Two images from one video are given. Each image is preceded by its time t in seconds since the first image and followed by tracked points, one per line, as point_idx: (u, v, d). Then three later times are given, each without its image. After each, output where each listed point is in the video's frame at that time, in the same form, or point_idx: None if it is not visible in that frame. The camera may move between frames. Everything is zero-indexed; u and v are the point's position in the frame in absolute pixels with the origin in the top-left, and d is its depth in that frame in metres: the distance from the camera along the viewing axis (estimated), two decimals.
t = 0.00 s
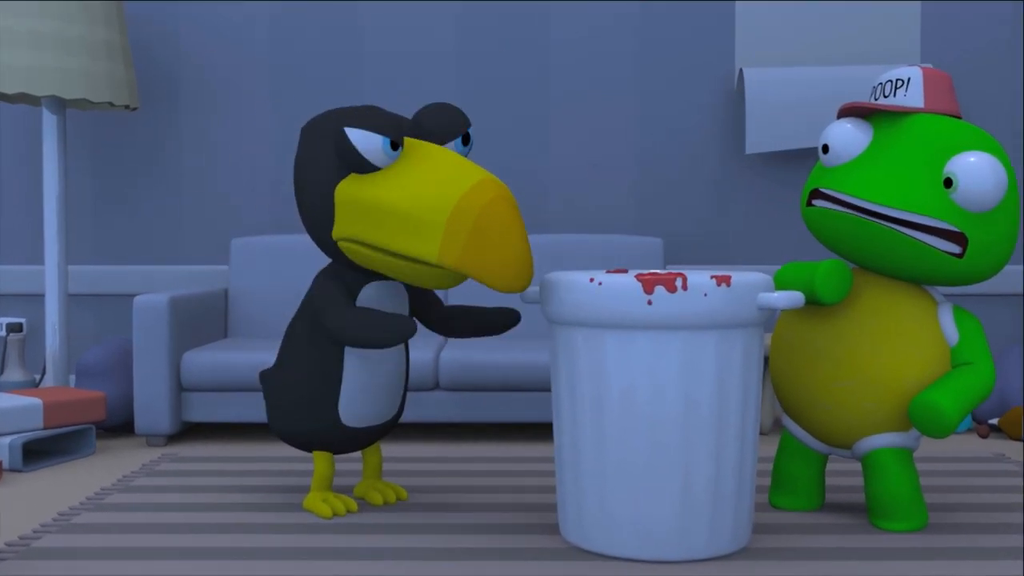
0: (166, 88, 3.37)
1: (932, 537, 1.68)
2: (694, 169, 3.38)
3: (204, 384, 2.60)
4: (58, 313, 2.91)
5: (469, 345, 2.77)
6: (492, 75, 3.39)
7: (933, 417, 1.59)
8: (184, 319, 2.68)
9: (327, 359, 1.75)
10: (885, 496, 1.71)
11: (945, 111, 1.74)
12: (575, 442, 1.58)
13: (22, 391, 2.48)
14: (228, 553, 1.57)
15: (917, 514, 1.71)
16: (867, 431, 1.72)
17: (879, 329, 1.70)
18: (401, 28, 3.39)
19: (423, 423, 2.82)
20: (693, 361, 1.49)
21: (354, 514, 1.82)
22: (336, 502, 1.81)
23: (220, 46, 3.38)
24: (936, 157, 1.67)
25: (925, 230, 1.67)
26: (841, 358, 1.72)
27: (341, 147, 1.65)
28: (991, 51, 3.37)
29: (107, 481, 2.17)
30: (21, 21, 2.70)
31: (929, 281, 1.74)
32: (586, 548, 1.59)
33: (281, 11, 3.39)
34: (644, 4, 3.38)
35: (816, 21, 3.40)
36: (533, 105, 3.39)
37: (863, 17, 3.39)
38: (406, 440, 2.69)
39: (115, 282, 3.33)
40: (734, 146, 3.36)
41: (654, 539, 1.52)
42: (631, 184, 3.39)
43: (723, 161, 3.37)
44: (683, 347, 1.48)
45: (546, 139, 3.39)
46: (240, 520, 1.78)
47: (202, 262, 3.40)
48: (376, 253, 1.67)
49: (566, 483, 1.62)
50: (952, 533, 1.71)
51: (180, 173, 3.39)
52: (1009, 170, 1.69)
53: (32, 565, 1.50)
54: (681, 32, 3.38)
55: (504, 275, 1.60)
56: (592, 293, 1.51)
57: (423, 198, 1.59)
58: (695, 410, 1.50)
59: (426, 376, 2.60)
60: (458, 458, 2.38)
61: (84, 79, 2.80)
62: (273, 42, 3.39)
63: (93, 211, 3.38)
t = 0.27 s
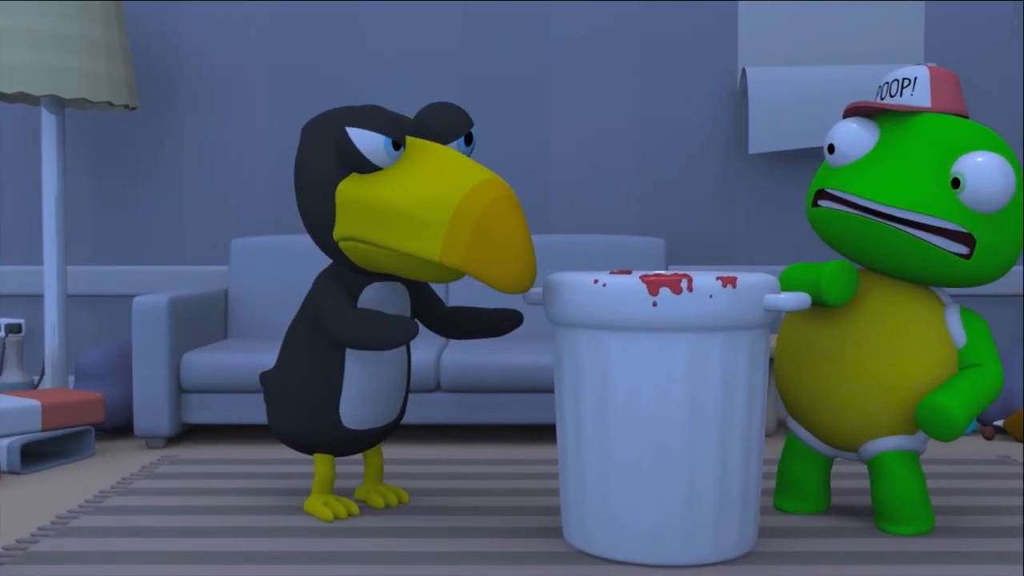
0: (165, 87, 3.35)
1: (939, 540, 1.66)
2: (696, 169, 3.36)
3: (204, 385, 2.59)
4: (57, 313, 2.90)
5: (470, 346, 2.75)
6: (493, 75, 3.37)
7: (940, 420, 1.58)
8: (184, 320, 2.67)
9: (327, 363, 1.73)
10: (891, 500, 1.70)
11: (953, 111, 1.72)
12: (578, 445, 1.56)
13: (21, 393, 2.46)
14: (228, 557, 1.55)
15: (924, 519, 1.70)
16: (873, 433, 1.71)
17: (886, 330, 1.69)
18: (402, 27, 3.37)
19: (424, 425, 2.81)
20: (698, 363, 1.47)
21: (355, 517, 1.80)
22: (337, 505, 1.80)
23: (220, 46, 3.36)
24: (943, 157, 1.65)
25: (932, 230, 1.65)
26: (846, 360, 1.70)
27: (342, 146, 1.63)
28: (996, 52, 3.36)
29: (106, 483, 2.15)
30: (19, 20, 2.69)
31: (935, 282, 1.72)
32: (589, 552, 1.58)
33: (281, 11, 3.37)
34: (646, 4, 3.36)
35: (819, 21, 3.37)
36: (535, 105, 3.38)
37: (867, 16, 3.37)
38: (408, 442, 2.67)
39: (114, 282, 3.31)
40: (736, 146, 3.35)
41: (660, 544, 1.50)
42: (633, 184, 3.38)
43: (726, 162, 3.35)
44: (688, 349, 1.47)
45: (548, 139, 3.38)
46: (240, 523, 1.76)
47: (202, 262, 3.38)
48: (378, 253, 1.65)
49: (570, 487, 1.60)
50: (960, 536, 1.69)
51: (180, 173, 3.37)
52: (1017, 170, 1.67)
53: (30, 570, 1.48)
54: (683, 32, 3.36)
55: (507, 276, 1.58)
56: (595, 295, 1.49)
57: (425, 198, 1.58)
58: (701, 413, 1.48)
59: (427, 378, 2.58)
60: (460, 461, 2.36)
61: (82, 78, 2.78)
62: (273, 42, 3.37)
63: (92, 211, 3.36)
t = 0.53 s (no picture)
0: (165, 87, 3.34)
1: (947, 544, 1.65)
2: (698, 169, 3.35)
3: (204, 387, 2.57)
4: (56, 314, 2.88)
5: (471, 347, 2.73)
6: (494, 75, 3.36)
7: (949, 421, 1.56)
8: (184, 321, 2.65)
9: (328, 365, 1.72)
10: (897, 504, 1.68)
11: (960, 111, 1.70)
12: (582, 449, 1.54)
13: (19, 394, 2.45)
14: (228, 561, 1.54)
15: (932, 522, 1.68)
16: (880, 436, 1.69)
17: (893, 332, 1.67)
18: (402, 27, 3.36)
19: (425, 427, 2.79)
20: (704, 365, 1.46)
21: (356, 520, 1.78)
22: (338, 509, 1.78)
23: (219, 45, 3.35)
24: (951, 158, 1.63)
25: (940, 231, 1.63)
26: (853, 362, 1.68)
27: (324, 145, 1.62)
28: (1000, 52, 3.34)
29: (104, 486, 2.13)
30: (17, 19, 2.67)
31: (943, 283, 1.70)
32: (594, 557, 1.56)
33: (281, 11, 3.35)
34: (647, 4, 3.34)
35: (822, 20, 3.36)
36: (536, 105, 3.36)
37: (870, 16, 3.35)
38: (409, 444, 2.66)
39: (113, 282, 3.29)
40: (738, 147, 3.33)
41: (665, 548, 1.49)
42: (635, 184, 3.36)
43: (728, 162, 3.33)
44: (694, 351, 1.45)
45: (550, 140, 3.36)
46: (240, 526, 1.74)
47: (202, 262, 3.37)
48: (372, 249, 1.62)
49: (574, 491, 1.58)
50: (967, 540, 1.67)
51: (179, 173, 3.35)
52: None
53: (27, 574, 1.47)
54: (685, 32, 3.35)
55: (503, 254, 1.55)
56: (599, 296, 1.47)
57: (410, 184, 1.54)
58: (706, 415, 1.47)
59: (428, 379, 2.57)
60: (461, 463, 2.35)
61: (81, 78, 2.77)
62: (273, 41, 3.36)
63: (91, 212, 3.34)
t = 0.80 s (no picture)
0: (165, 87, 3.32)
1: (953, 548, 1.63)
2: (701, 169, 3.33)
3: (204, 389, 2.55)
4: (55, 315, 2.86)
5: (472, 348, 2.71)
6: (495, 74, 3.34)
7: (956, 422, 1.54)
8: (183, 323, 2.63)
9: (328, 366, 1.70)
10: (903, 507, 1.67)
11: (968, 110, 1.68)
12: (586, 452, 1.53)
13: (18, 396, 2.43)
14: (228, 566, 1.52)
15: (938, 525, 1.66)
16: (887, 438, 1.67)
17: (899, 333, 1.65)
18: (403, 27, 3.34)
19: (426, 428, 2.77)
20: (709, 367, 1.44)
21: (357, 524, 1.77)
22: (339, 512, 1.76)
23: (219, 45, 3.33)
24: (959, 157, 1.61)
25: (947, 231, 1.61)
26: (859, 363, 1.67)
27: (323, 141, 1.60)
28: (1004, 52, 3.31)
29: (103, 489, 2.11)
30: (16, 19, 2.65)
31: (950, 284, 1.69)
32: (597, 561, 1.54)
33: (281, 11, 3.34)
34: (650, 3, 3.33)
35: (825, 20, 3.34)
36: (537, 105, 3.34)
37: (874, 16, 3.33)
38: (410, 446, 2.64)
39: (112, 283, 3.27)
40: (741, 147, 3.31)
41: (670, 553, 1.47)
42: (637, 184, 3.34)
43: (731, 162, 3.32)
44: (699, 353, 1.43)
45: (551, 140, 3.34)
46: (240, 530, 1.73)
47: (202, 263, 3.35)
48: (371, 243, 1.60)
49: (577, 494, 1.57)
50: (974, 543, 1.65)
51: (179, 173, 3.34)
52: None
53: None
54: (688, 31, 3.33)
55: (503, 243, 1.52)
56: (603, 298, 1.46)
57: (410, 176, 1.53)
58: (712, 418, 1.45)
59: (430, 381, 2.55)
60: (463, 465, 2.33)
61: (80, 77, 2.75)
62: (273, 41, 3.34)
63: (90, 212, 3.33)
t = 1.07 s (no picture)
0: (165, 87, 3.30)
1: (960, 551, 1.62)
2: (703, 169, 3.31)
3: (204, 390, 2.54)
4: (53, 315, 2.85)
5: (473, 349, 2.70)
6: (496, 74, 3.33)
7: (964, 424, 1.52)
8: (183, 324, 2.62)
9: (328, 368, 1.69)
10: (908, 509, 1.66)
11: (974, 109, 1.67)
12: (590, 454, 1.51)
13: (17, 398, 2.41)
14: (227, 569, 1.51)
15: (945, 528, 1.65)
16: (893, 441, 1.66)
17: (905, 334, 1.64)
18: (404, 26, 3.33)
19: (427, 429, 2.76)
20: (714, 369, 1.42)
21: (358, 527, 1.75)
22: (340, 515, 1.75)
23: (219, 45, 3.31)
24: (965, 157, 1.59)
25: (953, 231, 1.59)
26: (864, 365, 1.65)
27: (322, 140, 1.58)
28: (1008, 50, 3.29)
29: (102, 491, 2.10)
30: (14, 17, 2.63)
31: (956, 285, 1.67)
32: (600, 565, 1.53)
33: (281, 10, 3.32)
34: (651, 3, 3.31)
35: (827, 19, 3.32)
36: (539, 105, 3.33)
37: (876, 14, 3.31)
38: (412, 448, 2.63)
39: (112, 284, 3.26)
40: (743, 147, 3.30)
41: (674, 557, 1.45)
42: (638, 184, 3.33)
43: (733, 162, 3.30)
44: (704, 355, 1.42)
45: (552, 140, 3.33)
46: (240, 533, 1.71)
47: (201, 263, 3.34)
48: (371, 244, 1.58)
49: (581, 497, 1.55)
50: (979, 547, 1.64)
51: (179, 173, 3.32)
52: None
53: None
54: (690, 31, 3.31)
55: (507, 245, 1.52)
56: (606, 299, 1.44)
57: (411, 176, 1.51)
58: (717, 420, 1.43)
59: (431, 382, 2.54)
60: (464, 467, 2.32)
61: (79, 77, 2.73)
62: (274, 41, 3.32)
63: (89, 212, 3.31)
